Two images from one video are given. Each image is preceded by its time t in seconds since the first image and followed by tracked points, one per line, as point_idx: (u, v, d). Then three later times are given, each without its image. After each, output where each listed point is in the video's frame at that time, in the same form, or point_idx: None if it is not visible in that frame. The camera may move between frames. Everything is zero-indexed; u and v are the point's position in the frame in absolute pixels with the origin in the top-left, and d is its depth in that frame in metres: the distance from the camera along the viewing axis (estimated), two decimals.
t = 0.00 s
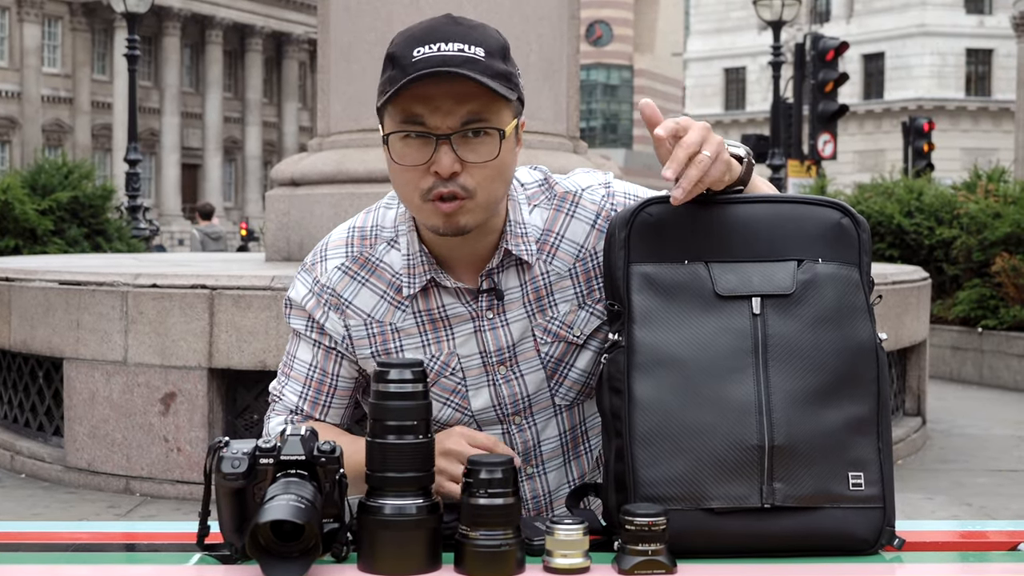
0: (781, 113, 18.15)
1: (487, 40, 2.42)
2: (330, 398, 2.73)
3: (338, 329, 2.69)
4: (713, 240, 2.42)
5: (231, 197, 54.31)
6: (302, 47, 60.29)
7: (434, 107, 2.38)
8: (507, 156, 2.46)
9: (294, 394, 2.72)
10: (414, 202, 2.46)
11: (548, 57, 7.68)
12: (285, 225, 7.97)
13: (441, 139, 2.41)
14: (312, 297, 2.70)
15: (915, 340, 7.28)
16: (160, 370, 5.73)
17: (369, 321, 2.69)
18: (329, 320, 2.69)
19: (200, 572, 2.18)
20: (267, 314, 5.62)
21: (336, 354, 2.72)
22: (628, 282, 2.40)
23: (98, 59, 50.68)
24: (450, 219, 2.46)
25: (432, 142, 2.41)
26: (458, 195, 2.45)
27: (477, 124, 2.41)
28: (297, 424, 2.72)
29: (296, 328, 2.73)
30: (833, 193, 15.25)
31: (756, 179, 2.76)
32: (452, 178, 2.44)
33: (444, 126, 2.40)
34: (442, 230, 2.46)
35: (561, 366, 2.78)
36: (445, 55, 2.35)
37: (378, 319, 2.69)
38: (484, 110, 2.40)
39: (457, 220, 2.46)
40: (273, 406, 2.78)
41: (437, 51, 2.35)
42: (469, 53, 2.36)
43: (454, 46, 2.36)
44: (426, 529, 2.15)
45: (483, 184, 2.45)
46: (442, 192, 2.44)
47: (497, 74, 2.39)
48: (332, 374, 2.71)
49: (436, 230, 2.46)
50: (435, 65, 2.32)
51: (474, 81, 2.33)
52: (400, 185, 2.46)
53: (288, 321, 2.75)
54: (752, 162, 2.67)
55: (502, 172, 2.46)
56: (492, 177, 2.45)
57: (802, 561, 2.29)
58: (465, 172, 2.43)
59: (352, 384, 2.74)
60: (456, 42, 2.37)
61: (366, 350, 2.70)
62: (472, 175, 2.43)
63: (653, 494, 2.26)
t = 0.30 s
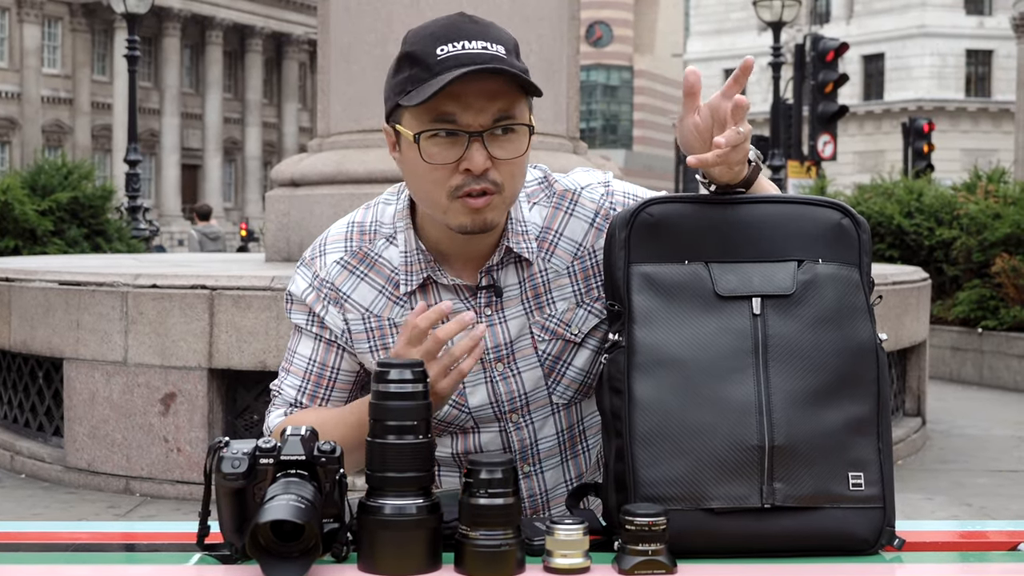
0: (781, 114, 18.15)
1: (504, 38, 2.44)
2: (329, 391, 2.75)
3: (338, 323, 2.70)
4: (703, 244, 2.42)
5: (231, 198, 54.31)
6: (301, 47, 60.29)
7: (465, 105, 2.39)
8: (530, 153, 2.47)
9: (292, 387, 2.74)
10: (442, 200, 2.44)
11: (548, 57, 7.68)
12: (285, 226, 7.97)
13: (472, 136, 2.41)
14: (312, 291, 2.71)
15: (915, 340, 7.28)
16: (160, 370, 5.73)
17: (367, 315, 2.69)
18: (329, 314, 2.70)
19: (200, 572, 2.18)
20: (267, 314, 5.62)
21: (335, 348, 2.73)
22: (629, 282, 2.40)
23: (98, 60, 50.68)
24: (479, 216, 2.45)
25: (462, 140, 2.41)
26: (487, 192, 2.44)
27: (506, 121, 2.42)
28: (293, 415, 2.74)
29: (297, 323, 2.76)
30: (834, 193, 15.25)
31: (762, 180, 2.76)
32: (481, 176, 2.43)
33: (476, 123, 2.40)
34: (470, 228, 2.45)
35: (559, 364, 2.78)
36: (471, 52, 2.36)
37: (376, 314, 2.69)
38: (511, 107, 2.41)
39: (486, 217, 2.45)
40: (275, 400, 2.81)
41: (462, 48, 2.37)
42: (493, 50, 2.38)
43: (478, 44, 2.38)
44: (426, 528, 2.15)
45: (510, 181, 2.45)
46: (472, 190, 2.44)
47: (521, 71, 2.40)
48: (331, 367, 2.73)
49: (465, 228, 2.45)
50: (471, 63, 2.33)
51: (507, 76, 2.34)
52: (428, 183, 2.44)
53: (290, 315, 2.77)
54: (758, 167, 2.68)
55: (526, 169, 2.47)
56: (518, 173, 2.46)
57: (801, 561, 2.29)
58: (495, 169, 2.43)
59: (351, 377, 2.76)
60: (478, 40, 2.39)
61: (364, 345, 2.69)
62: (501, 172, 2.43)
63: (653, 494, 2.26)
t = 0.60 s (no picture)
0: (782, 115, 18.14)
1: (491, 35, 2.43)
2: (324, 390, 2.75)
3: (338, 323, 2.70)
4: (707, 242, 2.42)
5: (231, 199, 54.31)
6: (302, 48, 60.28)
7: (442, 99, 2.39)
8: (512, 149, 2.46)
9: (289, 384, 2.75)
10: (418, 195, 2.44)
11: (549, 58, 7.68)
12: (285, 226, 7.97)
13: (447, 131, 2.41)
14: (312, 291, 2.71)
15: (916, 341, 7.28)
16: (161, 371, 5.73)
17: (369, 316, 2.70)
18: (329, 315, 2.70)
19: (200, 572, 2.18)
20: (267, 315, 5.62)
21: (332, 347, 2.74)
22: (630, 283, 2.41)
23: (98, 60, 50.69)
24: (456, 212, 2.44)
25: (438, 134, 2.41)
26: (464, 188, 2.44)
27: (483, 116, 2.41)
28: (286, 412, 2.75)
29: (297, 321, 2.76)
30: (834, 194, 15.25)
31: (761, 181, 2.77)
32: (458, 171, 2.43)
33: (452, 117, 2.40)
34: (447, 224, 2.45)
35: (561, 364, 2.78)
36: (451, 48, 2.35)
37: (379, 314, 2.70)
38: (490, 103, 2.41)
39: (462, 213, 2.44)
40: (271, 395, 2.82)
41: (443, 43, 2.36)
42: (476, 46, 2.38)
43: (461, 39, 2.37)
44: (426, 529, 2.15)
45: (490, 176, 2.44)
46: (449, 185, 2.44)
47: (503, 67, 2.40)
48: (328, 366, 2.73)
49: (441, 224, 2.45)
50: (445, 56, 2.33)
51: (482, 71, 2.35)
52: (406, 176, 2.44)
53: (292, 313, 2.77)
54: (759, 166, 2.67)
55: (507, 166, 2.46)
56: (497, 170, 2.45)
57: (802, 562, 2.29)
58: (472, 164, 2.43)
59: (348, 378, 2.77)
60: (462, 36, 2.39)
61: (367, 344, 2.71)
62: (479, 167, 2.43)
63: (653, 495, 2.25)
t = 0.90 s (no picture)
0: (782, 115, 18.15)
1: (466, 41, 2.41)
2: (306, 392, 2.77)
3: (330, 332, 2.72)
4: (706, 244, 2.43)
5: (230, 198, 54.31)
6: (301, 47, 60.27)
7: (411, 109, 2.38)
8: (488, 156, 2.45)
9: (275, 380, 2.78)
10: (395, 205, 2.45)
11: (548, 58, 7.68)
12: (285, 226, 7.97)
13: (417, 140, 2.40)
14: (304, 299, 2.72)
15: (915, 341, 7.27)
16: (160, 371, 5.73)
17: (364, 324, 2.70)
18: (319, 324, 2.72)
19: (201, 572, 2.17)
20: (267, 315, 5.62)
21: (318, 352, 2.76)
22: (629, 285, 2.41)
23: (98, 60, 50.67)
24: (432, 221, 2.44)
25: (410, 144, 2.41)
26: (440, 197, 2.44)
27: (454, 124, 2.40)
28: (272, 407, 2.77)
29: (287, 323, 2.79)
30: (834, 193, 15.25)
31: (758, 180, 2.77)
32: (431, 179, 2.43)
33: (421, 127, 2.40)
34: (424, 232, 2.45)
35: (557, 366, 2.78)
36: (421, 57, 2.34)
37: (373, 322, 2.71)
38: (460, 111, 2.39)
39: (439, 222, 2.44)
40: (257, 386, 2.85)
41: (414, 53, 2.35)
42: (446, 54, 2.36)
43: (431, 48, 2.36)
44: (426, 529, 2.15)
45: (463, 184, 2.44)
46: (423, 194, 2.44)
47: (475, 74, 2.38)
48: (311, 371, 2.76)
49: (419, 233, 2.45)
50: (410, 66, 2.32)
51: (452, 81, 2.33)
52: (381, 185, 2.46)
53: (285, 313, 2.79)
54: (755, 166, 2.68)
55: (483, 173, 2.45)
56: (473, 177, 2.44)
57: (801, 561, 2.29)
58: (445, 172, 2.43)
59: (332, 383, 2.79)
60: (433, 44, 2.37)
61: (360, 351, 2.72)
62: (453, 175, 2.43)
63: (653, 495, 2.26)
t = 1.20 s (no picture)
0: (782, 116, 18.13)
1: (478, 36, 2.40)
2: (298, 385, 2.78)
3: (328, 326, 2.72)
4: (707, 240, 2.43)
5: (231, 199, 54.31)
6: (302, 48, 60.26)
7: (423, 104, 2.38)
8: (499, 151, 2.45)
9: (268, 371, 2.80)
10: (405, 200, 2.45)
11: (548, 58, 7.68)
12: (285, 227, 7.97)
13: (429, 135, 2.40)
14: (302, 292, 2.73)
15: (915, 342, 7.27)
16: (161, 371, 5.73)
17: (361, 319, 2.71)
18: (316, 318, 2.73)
19: (201, 572, 2.17)
20: (267, 316, 5.62)
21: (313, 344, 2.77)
22: (629, 283, 2.42)
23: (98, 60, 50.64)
24: (442, 216, 2.44)
25: (422, 138, 2.41)
26: (451, 191, 2.44)
27: (466, 120, 2.41)
28: (263, 398, 2.80)
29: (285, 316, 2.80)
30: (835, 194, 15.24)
31: (758, 181, 2.77)
32: (442, 174, 2.43)
33: (434, 121, 2.39)
34: (433, 228, 2.45)
35: (555, 366, 2.78)
36: (435, 51, 2.33)
37: (371, 318, 2.71)
38: (473, 106, 2.40)
39: (449, 217, 2.44)
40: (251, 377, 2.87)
41: (426, 48, 2.34)
42: (459, 49, 2.35)
43: (444, 43, 2.35)
44: (427, 529, 2.15)
45: (474, 180, 2.44)
46: (432, 188, 2.44)
47: (488, 69, 2.38)
48: (303, 363, 2.77)
49: (427, 228, 2.45)
50: (424, 61, 2.31)
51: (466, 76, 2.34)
52: (390, 179, 2.45)
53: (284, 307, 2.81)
54: (755, 166, 2.67)
55: (494, 168, 2.46)
56: (483, 173, 2.44)
57: (801, 561, 2.29)
58: (457, 167, 2.43)
59: (324, 377, 2.80)
60: (445, 39, 2.36)
61: (357, 346, 2.72)
62: (464, 170, 2.43)
63: (653, 495, 2.25)
